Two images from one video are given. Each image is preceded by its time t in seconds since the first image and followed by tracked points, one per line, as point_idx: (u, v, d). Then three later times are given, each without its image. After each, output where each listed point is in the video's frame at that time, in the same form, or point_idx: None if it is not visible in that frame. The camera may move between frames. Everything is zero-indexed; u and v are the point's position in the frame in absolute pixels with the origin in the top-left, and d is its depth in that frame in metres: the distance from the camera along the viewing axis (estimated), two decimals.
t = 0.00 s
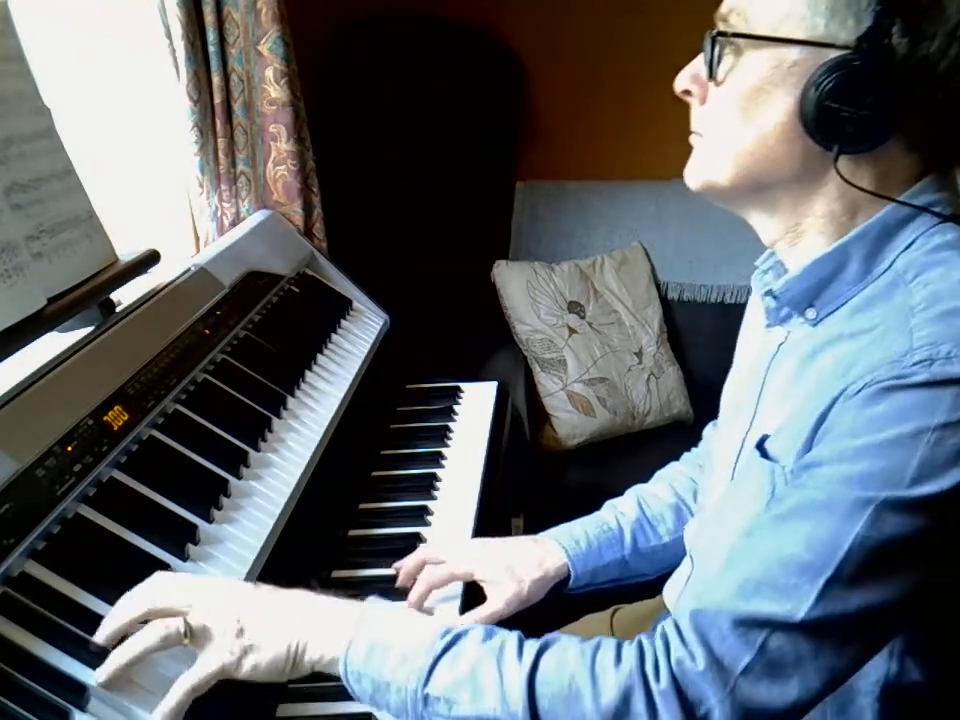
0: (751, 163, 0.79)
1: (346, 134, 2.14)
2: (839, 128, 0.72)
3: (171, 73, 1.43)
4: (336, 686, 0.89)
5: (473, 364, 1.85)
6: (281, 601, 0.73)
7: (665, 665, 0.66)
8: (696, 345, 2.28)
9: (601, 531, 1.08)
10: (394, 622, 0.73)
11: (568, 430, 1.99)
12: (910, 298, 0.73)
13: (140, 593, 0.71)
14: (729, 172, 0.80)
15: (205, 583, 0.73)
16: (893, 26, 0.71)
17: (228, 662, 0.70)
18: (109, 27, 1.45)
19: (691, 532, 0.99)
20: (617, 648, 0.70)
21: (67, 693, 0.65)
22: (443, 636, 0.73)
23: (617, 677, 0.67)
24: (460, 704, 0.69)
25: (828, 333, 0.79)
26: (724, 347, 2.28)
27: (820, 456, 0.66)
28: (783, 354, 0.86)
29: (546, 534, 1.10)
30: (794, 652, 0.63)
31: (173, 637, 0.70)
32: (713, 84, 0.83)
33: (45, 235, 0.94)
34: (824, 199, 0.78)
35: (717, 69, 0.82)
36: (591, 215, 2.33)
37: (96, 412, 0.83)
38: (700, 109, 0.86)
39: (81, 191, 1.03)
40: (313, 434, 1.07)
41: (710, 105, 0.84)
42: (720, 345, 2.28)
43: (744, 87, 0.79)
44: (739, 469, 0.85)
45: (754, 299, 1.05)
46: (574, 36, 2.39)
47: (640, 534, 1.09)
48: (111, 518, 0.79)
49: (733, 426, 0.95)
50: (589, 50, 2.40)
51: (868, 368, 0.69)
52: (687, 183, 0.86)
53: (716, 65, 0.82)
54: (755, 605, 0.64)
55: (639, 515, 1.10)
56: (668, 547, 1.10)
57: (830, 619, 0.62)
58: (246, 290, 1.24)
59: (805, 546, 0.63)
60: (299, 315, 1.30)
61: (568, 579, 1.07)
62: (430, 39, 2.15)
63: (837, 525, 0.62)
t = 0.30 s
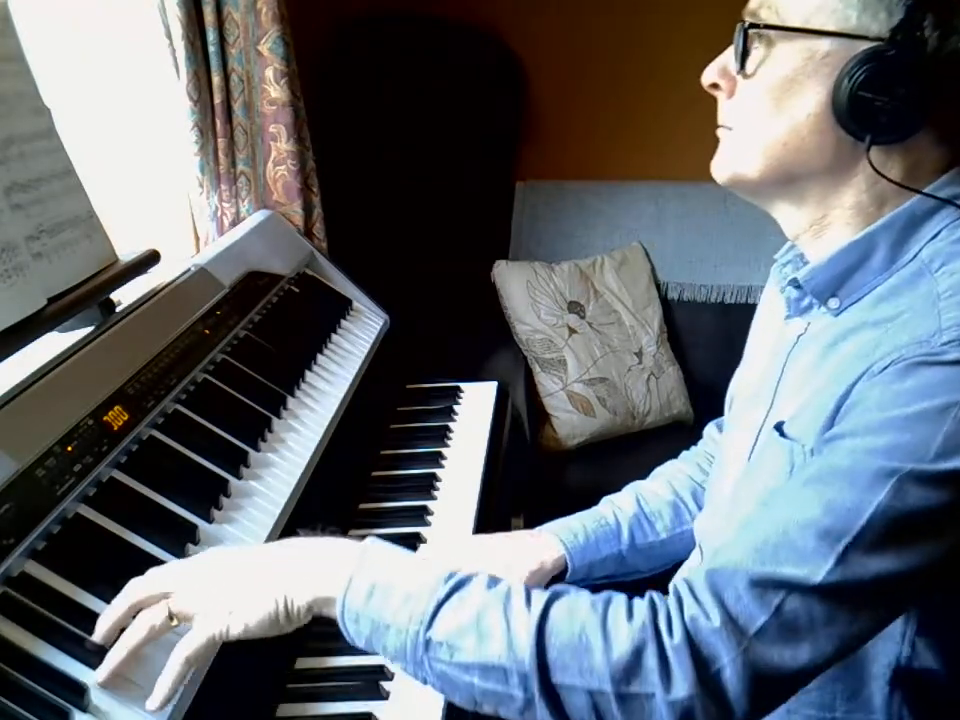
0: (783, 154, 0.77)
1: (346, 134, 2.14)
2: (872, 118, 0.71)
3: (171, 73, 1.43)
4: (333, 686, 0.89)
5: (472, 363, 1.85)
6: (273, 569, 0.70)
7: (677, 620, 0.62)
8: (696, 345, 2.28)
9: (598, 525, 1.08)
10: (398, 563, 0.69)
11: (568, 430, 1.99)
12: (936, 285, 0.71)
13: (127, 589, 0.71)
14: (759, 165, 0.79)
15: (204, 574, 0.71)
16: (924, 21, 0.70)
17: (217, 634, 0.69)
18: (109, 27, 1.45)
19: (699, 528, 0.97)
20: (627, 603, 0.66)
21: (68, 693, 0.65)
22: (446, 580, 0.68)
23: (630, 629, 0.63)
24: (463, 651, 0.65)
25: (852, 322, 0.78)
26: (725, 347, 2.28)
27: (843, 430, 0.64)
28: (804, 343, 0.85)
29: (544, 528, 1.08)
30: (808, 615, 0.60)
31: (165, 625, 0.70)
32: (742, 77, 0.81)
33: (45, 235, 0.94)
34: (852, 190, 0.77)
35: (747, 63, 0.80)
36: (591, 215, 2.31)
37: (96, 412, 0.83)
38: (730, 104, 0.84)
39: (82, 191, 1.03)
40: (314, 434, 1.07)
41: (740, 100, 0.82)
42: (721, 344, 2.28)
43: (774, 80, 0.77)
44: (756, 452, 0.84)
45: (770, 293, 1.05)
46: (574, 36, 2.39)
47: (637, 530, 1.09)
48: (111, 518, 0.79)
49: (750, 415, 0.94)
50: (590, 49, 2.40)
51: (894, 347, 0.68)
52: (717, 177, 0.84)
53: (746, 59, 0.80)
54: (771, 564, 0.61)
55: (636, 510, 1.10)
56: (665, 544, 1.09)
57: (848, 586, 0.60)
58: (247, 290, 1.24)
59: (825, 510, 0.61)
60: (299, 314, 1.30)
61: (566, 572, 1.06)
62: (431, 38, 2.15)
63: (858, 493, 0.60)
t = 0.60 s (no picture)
0: (802, 158, 0.76)
1: (346, 135, 2.14)
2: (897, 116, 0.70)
3: (171, 73, 1.43)
4: (333, 686, 0.89)
5: (472, 364, 1.85)
6: (268, 552, 0.69)
7: (672, 590, 0.62)
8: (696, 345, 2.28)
9: (605, 539, 1.06)
10: (396, 546, 0.68)
11: (568, 429, 1.99)
12: (946, 277, 0.70)
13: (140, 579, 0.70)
14: (779, 170, 0.77)
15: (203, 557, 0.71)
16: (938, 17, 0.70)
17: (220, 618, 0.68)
18: (108, 27, 1.45)
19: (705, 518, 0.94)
20: (621, 573, 0.65)
21: (68, 693, 0.65)
22: (440, 557, 0.67)
23: (624, 600, 0.62)
24: (458, 624, 0.64)
25: (859, 315, 0.76)
26: (725, 346, 2.28)
27: (849, 411, 0.64)
28: (814, 336, 0.85)
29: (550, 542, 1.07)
30: (805, 588, 0.60)
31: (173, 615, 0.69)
32: (757, 84, 0.80)
33: (45, 235, 0.94)
34: (872, 187, 0.76)
35: (762, 70, 0.79)
36: (591, 215, 2.31)
37: (96, 412, 0.83)
38: (746, 113, 0.83)
39: (81, 191, 1.03)
40: (314, 434, 1.07)
41: (756, 107, 0.81)
42: (722, 343, 2.28)
43: (791, 86, 0.76)
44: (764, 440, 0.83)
45: (779, 290, 1.05)
46: (574, 35, 2.39)
47: (644, 541, 1.07)
48: (111, 518, 0.79)
49: (757, 411, 0.94)
50: (590, 49, 2.40)
51: (902, 333, 0.68)
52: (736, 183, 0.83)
53: (761, 66, 0.79)
54: (771, 537, 0.60)
55: (642, 522, 1.08)
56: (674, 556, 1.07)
57: (848, 562, 0.60)
58: (247, 290, 1.24)
59: (825, 487, 0.61)
60: (300, 314, 1.31)
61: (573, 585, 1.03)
62: (431, 38, 2.15)
63: (861, 472, 0.60)
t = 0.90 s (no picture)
0: (813, 175, 0.77)
1: (346, 135, 2.14)
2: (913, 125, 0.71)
3: (171, 73, 1.43)
4: (335, 686, 0.88)
5: (473, 364, 1.85)
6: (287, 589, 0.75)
7: (673, 623, 0.67)
8: (697, 345, 2.28)
9: (607, 536, 1.08)
10: (410, 609, 0.74)
11: (568, 429, 1.99)
12: (939, 278, 0.72)
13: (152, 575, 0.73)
14: (793, 190, 0.78)
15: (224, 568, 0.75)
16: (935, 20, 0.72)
17: (248, 645, 0.71)
18: (108, 28, 1.45)
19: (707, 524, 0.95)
20: (622, 609, 0.71)
21: (67, 693, 0.65)
22: (454, 611, 0.73)
23: (625, 637, 0.68)
24: (475, 676, 0.69)
25: (851, 317, 0.79)
26: (725, 347, 2.28)
27: (844, 424, 0.66)
28: (809, 337, 0.85)
29: (552, 541, 1.09)
30: (805, 610, 0.63)
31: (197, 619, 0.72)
32: (757, 113, 0.80)
33: (45, 235, 0.94)
34: (880, 198, 0.77)
35: (761, 97, 0.78)
36: (591, 214, 2.31)
37: (96, 412, 0.83)
38: (747, 138, 0.82)
39: (81, 191, 1.03)
40: (314, 434, 1.07)
41: (758, 131, 0.80)
42: (722, 343, 2.28)
43: (794, 108, 0.75)
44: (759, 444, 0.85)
45: (775, 292, 1.04)
46: (574, 35, 2.38)
47: (645, 539, 1.09)
48: (111, 518, 0.79)
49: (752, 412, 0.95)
50: (590, 49, 2.40)
51: (895, 342, 0.69)
52: (750, 209, 0.83)
53: (758, 93, 0.78)
54: (772, 561, 0.64)
55: (644, 520, 1.10)
56: (674, 551, 1.10)
57: (845, 581, 0.63)
58: (247, 290, 1.24)
59: (824, 508, 0.63)
60: (300, 314, 1.31)
61: (574, 583, 1.06)
62: (431, 38, 2.15)
63: (857, 490, 0.62)
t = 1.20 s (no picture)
0: (789, 207, 0.74)
1: (346, 135, 2.14)
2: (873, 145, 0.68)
3: (171, 73, 1.43)
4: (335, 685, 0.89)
5: (473, 364, 1.85)
6: (293, 615, 0.78)
7: (670, 663, 0.69)
8: (697, 346, 2.28)
9: (589, 514, 1.08)
10: (415, 643, 0.77)
11: (568, 429, 1.99)
12: (917, 290, 0.72)
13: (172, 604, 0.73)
14: (775, 223, 0.76)
15: (231, 589, 0.76)
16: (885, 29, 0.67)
17: (259, 671, 0.74)
18: (108, 28, 1.45)
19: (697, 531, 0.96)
20: (622, 645, 0.73)
21: (67, 693, 0.65)
22: (459, 649, 0.76)
23: (625, 678, 0.70)
24: (482, 714, 0.72)
25: (837, 325, 0.77)
26: (726, 347, 2.28)
27: (825, 450, 0.67)
28: (792, 343, 0.85)
29: (534, 514, 1.09)
30: (798, 645, 0.65)
31: (208, 648, 0.72)
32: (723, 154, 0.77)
33: (45, 235, 0.94)
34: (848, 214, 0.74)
35: (724, 140, 0.76)
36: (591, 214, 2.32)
37: (96, 412, 0.83)
38: (719, 178, 0.80)
39: (82, 191, 1.03)
40: (314, 434, 1.07)
41: (727, 171, 0.78)
42: (723, 344, 2.28)
43: (762, 144, 0.72)
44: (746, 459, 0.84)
45: (759, 290, 1.05)
46: (574, 35, 2.38)
47: (627, 519, 1.09)
48: (111, 518, 0.79)
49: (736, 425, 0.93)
50: (590, 50, 2.40)
51: (875, 362, 0.69)
52: (730, 239, 0.80)
53: (722, 136, 0.76)
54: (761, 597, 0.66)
55: (628, 501, 1.10)
56: (653, 535, 1.10)
57: (834, 613, 0.64)
58: (247, 290, 1.24)
59: (812, 542, 0.64)
60: (300, 313, 1.31)
61: (553, 561, 1.06)
62: (431, 38, 2.15)
63: (844, 520, 0.63)
